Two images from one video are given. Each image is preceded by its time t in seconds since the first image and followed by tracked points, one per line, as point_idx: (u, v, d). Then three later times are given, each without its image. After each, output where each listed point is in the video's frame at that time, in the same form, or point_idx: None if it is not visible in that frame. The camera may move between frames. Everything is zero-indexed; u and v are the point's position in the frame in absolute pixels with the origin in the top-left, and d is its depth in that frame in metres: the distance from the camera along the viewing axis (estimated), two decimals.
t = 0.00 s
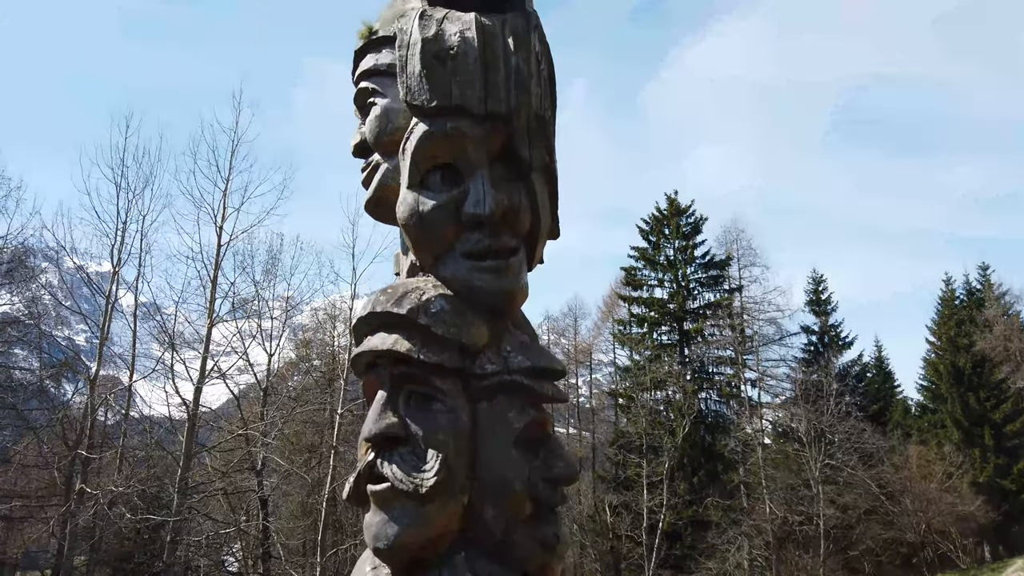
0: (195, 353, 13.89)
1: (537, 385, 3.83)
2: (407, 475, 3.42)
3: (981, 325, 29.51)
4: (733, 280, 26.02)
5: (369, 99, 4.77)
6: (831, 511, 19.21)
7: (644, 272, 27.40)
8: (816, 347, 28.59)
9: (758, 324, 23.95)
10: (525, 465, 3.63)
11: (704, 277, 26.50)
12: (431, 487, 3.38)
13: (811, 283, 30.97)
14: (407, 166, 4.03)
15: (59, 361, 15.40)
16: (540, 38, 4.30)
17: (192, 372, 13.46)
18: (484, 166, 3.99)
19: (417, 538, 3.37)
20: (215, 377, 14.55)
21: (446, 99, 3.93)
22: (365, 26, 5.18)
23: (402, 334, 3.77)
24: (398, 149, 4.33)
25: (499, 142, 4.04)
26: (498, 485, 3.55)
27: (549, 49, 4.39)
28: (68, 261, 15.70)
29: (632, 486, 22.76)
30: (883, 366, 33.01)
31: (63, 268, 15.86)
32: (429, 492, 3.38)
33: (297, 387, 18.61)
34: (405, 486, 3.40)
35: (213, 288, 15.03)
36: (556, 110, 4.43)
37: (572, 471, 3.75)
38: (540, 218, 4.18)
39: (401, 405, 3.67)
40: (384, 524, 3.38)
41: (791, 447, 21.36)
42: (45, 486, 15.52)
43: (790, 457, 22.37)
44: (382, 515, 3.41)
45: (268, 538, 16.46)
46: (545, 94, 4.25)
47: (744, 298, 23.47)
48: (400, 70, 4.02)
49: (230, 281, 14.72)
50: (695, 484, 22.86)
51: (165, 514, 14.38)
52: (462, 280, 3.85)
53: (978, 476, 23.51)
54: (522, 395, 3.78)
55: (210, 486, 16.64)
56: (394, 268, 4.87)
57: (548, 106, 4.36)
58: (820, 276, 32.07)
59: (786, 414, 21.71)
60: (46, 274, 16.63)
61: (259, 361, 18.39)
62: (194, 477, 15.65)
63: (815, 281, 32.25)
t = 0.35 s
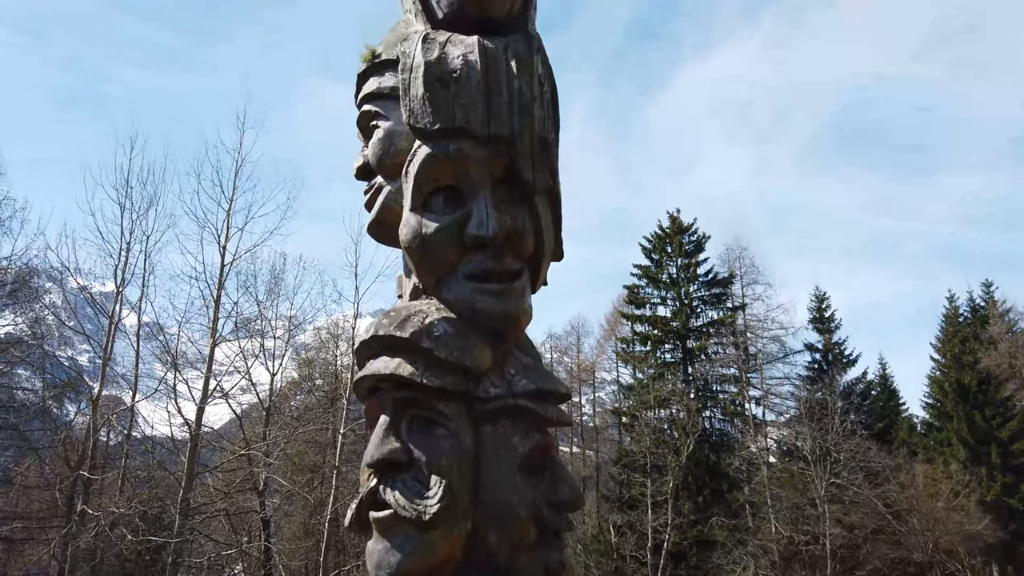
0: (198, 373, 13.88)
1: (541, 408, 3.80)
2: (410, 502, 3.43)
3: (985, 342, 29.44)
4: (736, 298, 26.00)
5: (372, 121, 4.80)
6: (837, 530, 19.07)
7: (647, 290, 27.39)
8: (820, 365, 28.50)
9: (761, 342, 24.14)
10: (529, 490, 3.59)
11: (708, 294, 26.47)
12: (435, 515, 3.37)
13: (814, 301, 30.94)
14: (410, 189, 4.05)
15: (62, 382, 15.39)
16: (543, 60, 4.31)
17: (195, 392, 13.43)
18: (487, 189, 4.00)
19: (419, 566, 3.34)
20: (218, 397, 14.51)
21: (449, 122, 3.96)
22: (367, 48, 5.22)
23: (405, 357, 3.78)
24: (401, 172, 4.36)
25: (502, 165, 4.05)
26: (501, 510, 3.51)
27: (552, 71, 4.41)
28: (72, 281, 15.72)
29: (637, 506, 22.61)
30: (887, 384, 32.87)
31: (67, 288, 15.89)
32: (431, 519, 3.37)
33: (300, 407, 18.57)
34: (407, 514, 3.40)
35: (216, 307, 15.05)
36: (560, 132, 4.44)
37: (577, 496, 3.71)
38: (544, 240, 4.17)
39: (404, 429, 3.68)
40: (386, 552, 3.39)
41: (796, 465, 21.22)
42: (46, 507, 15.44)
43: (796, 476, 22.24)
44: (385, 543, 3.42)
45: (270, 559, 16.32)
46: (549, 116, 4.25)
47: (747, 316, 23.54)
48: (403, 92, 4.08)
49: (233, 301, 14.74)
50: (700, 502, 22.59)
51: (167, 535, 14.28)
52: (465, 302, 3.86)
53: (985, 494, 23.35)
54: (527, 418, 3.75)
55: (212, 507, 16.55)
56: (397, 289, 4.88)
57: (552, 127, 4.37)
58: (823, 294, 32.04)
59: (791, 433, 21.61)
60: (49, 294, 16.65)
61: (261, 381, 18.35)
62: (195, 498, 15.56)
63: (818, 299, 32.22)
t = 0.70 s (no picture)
0: (200, 383, 13.86)
1: (547, 423, 3.78)
2: (414, 519, 3.41)
3: (989, 350, 29.36)
4: (739, 307, 25.96)
5: (376, 134, 4.80)
6: (842, 540, 18.95)
7: (650, 299, 27.36)
8: (823, 374, 28.41)
9: (765, 351, 24.04)
10: (534, 507, 3.57)
11: (710, 303, 26.44)
12: (439, 533, 3.36)
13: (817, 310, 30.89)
14: (413, 202, 4.05)
15: (64, 393, 15.38)
16: (547, 72, 4.32)
17: (198, 403, 13.43)
18: (492, 201, 4.00)
19: None
20: (220, 407, 14.49)
21: (454, 134, 3.96)
22: (371, 62, 5.22)
23: (408, 372, 3.77)
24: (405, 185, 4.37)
25: (506, 176, 4.04)
26: (507, 527, 3.50)
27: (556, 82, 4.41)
28: (74, 291, 15.73)
29: (641, 516, 22.52)
30: (891, 393, 32.74)
31: (70, 299, 15.91)
32: (435, 536, 3.36)
33: (303, 417, 18.54)
34: (411, 531, 3.39)
35: (219, 318, 15.04)
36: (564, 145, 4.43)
37: (583, 512, 3.68)
38: (550, 253, 4.15)
39: (408, 445, 3.67)
40: (390, 570, 3.37)
41: (800, 475, 21.11)
42: (49, 519, 15.40)
43: (800, 486, 22.13)
44: (389, 560, 3.41)
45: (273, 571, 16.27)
46: (553, 128, 4.25)
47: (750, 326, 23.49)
48: (406, 105, 4.09)
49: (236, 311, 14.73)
50: (704, 513, 22.52)
51: (169, 546, 14.22)
52: (470, 315, 3.85)
53: (991, 504, 23.20)
54: (533, 434, 3.74)
55: (214, 518, 16.50)
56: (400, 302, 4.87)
57: (557, 139, 4.36)
58: (826, 303, 31.99)
59: (795, 442, 21.53)
60: (53, 305, 16.67)
61: (263, 391, 18.33)
62: (198, 509, 15.51)
63: (822, 307, 32.17)
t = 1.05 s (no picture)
0: (201, 394, 13.85)
1: (549, 440, 3.79)
2: (416, 538, 3.42)
3: (991, 359, 29.36)
4: (741, 315, 25.95)
5: (377, 152, 4.81)
6: (846, 549, 18.87)
7: (651, 308, 27.36)
8: (825, 382, 28.38)
9: (766, 360, 24.01)
10: (536, 526, 3.60)
11: (712, 312, 26.43)
12: (441, 552, 3.36)
13: (818, 318, 30.88)
14: (414, 220, 4.05)
15: (65, 404, 15.37)
16: (546, 91, 4.37)
17: (200, 413, 13.43)
18: (492, 219, 4.00)
19: None
20: (221, 417, 14.49)
21: (455, 153, 3.95)
22: (371, 79, 5.22)
23: (409, 389, 3.77)
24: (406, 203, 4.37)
25: (506, 195, 4.05)
26: (509, 547, 3.51)
27: (555, 101, 4.46)
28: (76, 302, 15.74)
29: (643, 526, 22.45)
30: (893, 401, 32.70)
31: (71, 310, 15.93)
32: (437, 557, 3.36)
33: (304, 427, 18.52)
34: (413, 551, 3.39)
35: (221, 328, 15.04)
36: (563, 163, 4.49)
37: (585, 529, 3.70)
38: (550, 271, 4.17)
39: (410, 464, 3.67)
40: None
41: (802, 484, 21.04)
42: (50, 530, 15.35)
43: (802, 495, 22.07)
44: None
45: None
46: (553, 146, 4.28)
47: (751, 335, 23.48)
48: (407, 124, 4.07)
49: (238, 322, 14.76)
50: (706, 523, 22.06)
51: (170, 558, 14.16)
52: (471, 333, 3.84)
53: (994, 513, 23.12)
54: (534, 452, 3.75)
55: (216, 529, 16.45)
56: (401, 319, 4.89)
57: (556, 157, 4.40)
58: (827, 311, 31.98)
59: (798, 451, 21.50)
60: (54, 315, 16.69)
61: (264, 401, 18.31)
62: (199, 520, 15.45)
63: (823, 316, 32.16)
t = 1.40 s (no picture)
0: (198, 410, 13.79)
1: (547, 463, 3.81)
2: (417, 563, 3.41)
3: (989, 374, 29.36)
4: (739, 330, 25.97)
5: (377, 177, 4.82)
6: (846, 566, 18.74)
7: (649, 323, 27.37)
8: (823, 397, 28.35)
9: (764, 375, 24.00)
10: (535, 549, 3.61)
11: (709, 327, 26.44)
12: None
13: (816, 334, 30.91)
14: (414, 245, 4.06)
15: (61, 421, 15.28)
16: (544, 118, 4.42)
17: (196, 430, 13.34)
18: (491, 244, 4.02)
19: None
20: (218, 434, 14.40)
21: (454, 178, 3.98)
22: (371, 105, 5.24)
23: (409, 413, 3.77)
24: (406, 227, 4.39)
25: (506, 220, 4.08)
26: (508, 570, 3.51)
27: (553, 128, 4.51)
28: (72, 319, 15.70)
29: (642, 542, 22.30)
30: (891, 416, 32.67)
31: (68, 327, 15.88)
32: None
33: (301, 444, 18.45)
34: None
35: (218, 344, 15.01)
36: (561, 188, 4.53)
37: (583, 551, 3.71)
38: (547, 294, 4.20)
39: (410, 487, 3.67)
40: None
41: (801, 500, 20.95)
42: (43, 549, 15.20)
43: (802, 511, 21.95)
44: None
45: None
46: (550, 172, 4.33)
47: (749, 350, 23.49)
48: (407, 150, 4.10)
49: (235, 338, 14.75)
50: (706, 539, 21.99)
51: None
52: (470, 357, 3.85)
53: (995, 529, 22.99)
54: (533, 475, 3.76)
55: (212, 547, 16.31)
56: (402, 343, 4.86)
57: (554, 183, 4.44)
58: (825, 326, 31.98)
59: (796, 466, 21.44)
60: (51, 332, 16.63)
61: (262, 418, 18.21)
62: (195, 538, 15.32)
63: (820, 331, 32.19)
